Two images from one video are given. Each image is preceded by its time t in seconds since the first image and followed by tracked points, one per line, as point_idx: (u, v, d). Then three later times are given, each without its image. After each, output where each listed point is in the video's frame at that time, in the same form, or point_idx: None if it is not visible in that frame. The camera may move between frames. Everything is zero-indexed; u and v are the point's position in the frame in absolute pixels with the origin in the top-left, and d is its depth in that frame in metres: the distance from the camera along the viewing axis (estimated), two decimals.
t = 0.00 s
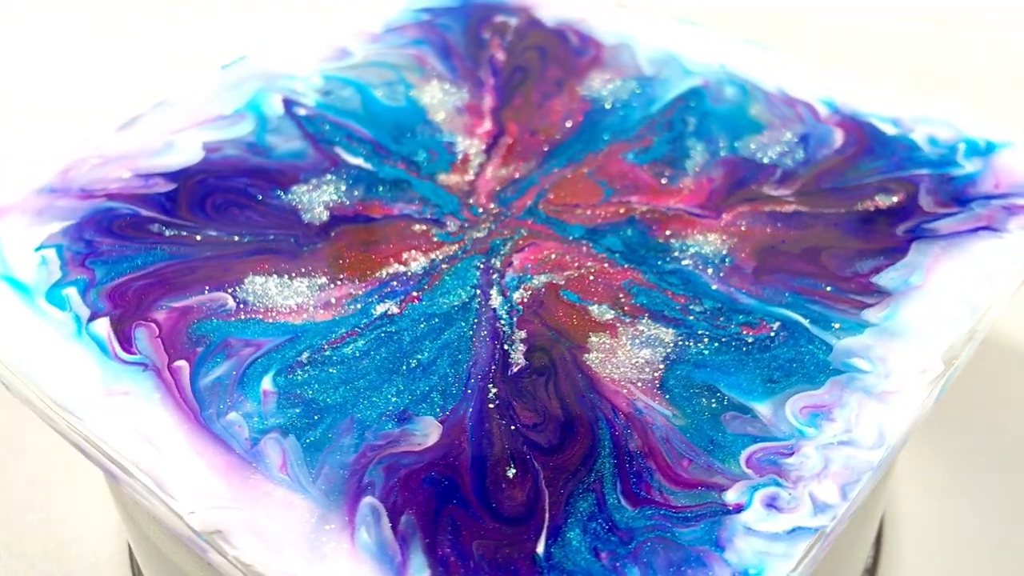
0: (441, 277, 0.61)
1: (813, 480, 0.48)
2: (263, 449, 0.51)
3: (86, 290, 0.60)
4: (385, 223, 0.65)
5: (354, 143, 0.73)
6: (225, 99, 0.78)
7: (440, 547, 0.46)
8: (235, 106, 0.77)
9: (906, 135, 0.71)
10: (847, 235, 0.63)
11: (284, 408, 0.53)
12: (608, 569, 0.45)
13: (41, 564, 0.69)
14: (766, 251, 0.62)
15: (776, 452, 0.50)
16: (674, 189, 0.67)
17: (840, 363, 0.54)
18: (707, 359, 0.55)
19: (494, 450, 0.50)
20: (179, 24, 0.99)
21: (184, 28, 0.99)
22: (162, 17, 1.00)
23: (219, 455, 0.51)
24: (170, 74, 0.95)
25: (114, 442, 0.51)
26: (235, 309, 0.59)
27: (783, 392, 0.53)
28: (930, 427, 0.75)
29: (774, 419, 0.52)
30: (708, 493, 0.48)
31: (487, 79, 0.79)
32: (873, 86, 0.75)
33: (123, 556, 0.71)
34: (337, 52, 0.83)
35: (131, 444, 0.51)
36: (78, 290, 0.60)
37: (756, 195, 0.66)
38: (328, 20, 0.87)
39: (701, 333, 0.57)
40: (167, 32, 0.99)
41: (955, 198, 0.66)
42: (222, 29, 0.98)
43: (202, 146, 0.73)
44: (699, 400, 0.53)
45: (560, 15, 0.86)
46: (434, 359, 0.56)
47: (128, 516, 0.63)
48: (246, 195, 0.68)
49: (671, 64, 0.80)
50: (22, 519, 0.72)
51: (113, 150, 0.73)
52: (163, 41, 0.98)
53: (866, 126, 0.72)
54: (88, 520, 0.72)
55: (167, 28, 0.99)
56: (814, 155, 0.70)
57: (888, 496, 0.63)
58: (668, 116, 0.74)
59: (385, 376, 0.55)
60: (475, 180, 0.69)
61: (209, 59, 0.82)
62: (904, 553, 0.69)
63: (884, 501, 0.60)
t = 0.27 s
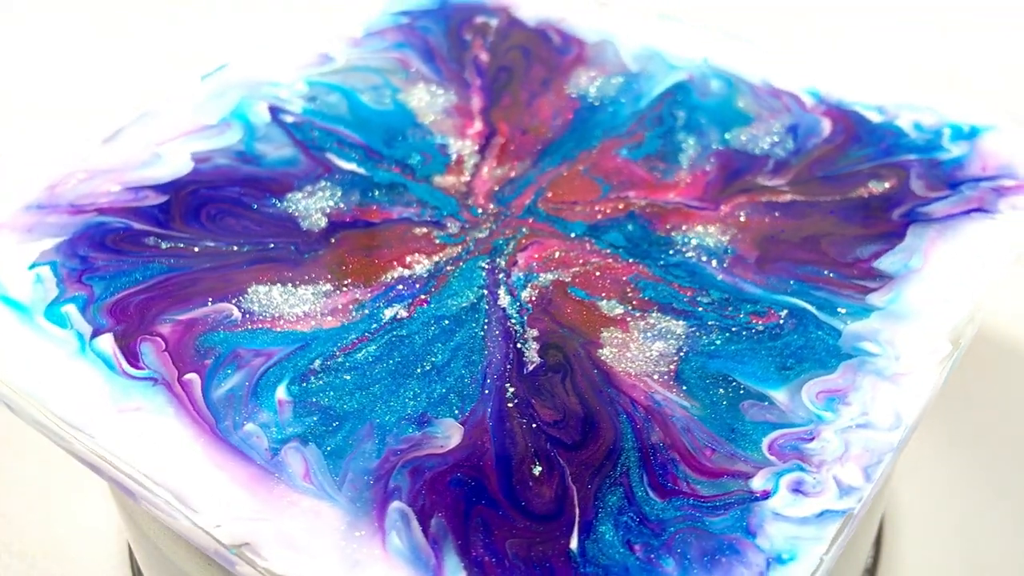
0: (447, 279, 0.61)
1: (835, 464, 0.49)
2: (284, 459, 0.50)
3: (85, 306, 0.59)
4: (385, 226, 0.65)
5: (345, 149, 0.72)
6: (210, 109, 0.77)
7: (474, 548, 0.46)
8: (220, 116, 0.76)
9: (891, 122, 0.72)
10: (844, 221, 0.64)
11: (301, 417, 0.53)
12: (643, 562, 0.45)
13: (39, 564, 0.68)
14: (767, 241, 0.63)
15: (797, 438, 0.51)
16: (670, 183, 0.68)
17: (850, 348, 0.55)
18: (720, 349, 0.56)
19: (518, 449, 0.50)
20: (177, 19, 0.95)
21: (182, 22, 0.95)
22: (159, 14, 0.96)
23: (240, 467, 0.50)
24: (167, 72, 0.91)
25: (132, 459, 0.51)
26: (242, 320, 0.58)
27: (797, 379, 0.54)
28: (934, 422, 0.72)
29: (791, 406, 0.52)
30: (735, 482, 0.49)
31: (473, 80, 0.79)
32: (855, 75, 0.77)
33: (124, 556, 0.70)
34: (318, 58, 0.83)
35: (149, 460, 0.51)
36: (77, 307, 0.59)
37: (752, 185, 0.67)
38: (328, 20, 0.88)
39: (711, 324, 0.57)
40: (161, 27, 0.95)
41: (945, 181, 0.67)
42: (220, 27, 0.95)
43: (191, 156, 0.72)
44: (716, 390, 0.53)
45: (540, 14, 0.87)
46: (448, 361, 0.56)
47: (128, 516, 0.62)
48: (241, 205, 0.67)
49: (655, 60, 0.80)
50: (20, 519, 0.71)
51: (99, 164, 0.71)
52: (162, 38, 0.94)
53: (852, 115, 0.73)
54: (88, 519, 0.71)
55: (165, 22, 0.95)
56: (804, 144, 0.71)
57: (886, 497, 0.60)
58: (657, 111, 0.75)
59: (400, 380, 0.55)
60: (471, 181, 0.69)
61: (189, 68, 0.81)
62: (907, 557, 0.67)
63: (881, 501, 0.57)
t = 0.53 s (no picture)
0: (453, 280, 0.61)
1: (857, 445, 0.50)
2: (308, 467, 0.50)
3: (88, 323, 0.58)
4: (386, 230, 0.65)
5: (337, 154, 0.72)
6: (196, 119, 0.76)
7: (508, 547, 0.46)
8: (207, 125, 0.75)
9: (876, 109, 0.74)
10: (841, 207, 0.65)
11: (320, 424, 0.52)
12: (678, 551, 0.46)
13: (39, 564, 0.67)
14: (768, 230, 0.63)
15: (817, 422, 0.51)
16: (667, 176, 0.68)
17: (860, 332, 0.56)
18: (732, 338, 0.56)
19: (542, 446, 0.51)
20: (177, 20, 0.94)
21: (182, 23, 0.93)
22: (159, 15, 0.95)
23: (264, 478, 0.50)
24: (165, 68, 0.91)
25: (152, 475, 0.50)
26: (250, 330, 0.58)
27: (811, 364, 0.54)
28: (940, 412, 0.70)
29: (807, 390, 0.53)
30: (760, 468, 0.49)
31: (459, 80, 0.79)
32: (837, 66, 0.78)
33: (124, 555, 0.69)
34: (300, 63, 0.82)
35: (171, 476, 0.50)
36: (79, 323, 0.58)
37: (747, 176, 0.68)
38: (328, 20, 0.87)
39: (721, 314, 0.58)
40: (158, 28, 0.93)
41: (934, 164, 0.68)
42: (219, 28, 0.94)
43: (180, 167, 0.71)
44: (732, 378, 0.54)
45: (520, 13, 0.87)
46: (463, 362, 0.56)
47: (127, 512, 0.62)
48: (237, 214, 0.66)
49: (638, 55, 0.81)
50: (18, 518, 0.70)
51: (86, 178, 0.70)
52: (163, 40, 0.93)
53: (838, 104, 0.74)
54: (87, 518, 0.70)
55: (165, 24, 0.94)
56: (794, 133, 0.72)
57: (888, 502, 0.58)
58: (645, 106, 0.75)
59: (417, 383, 0.54)
60: (468, 181, 0.68)
61: (169, 79, 0.80)
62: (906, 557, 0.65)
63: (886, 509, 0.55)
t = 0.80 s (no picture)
0: (460, 281, 0.61)
1: (875, 427, 0.50)
2: (331, 475, 0.50)
3: (91, 339, 0.57)
4: (387, 234, 0.64)
5: (330, 160, 0.71)
6: (182, 130, 0.75)
7: (542, 544, 0.46)
8: (193, 136, 0.74)
9: (860, 98, 0.75)
10: (835, 195, 0.66)
11: (340, 431, 0.52)
12: (710, 540, 0.46)
13: (40, 565, 0.66)
14: (767, 220, 0.64)
15: (834, 405, 0.52)
16: (662, 170, 0.69)
17: (866, 316, 0.57)
18: (742, 328, 0.57)
19: (565, 443, 0.51)
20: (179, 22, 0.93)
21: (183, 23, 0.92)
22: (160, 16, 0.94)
23: (289, 487, 0.49)
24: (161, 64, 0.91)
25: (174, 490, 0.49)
26: (259, 339, 0.57)
27: (822, 349, 0.55)
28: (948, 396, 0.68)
29: (821, 375, 0.54)
30: (783, 453, 0.50)
31: (446, 82, 0.79)
32: (818, 58, 0.79)
33: (124, 556, 0.68)
34: (282, 70, 0.81)
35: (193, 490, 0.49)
36: (83, 340, 0.57)
37: (741, 167, 0.69)
38: (307, 26, 0.86)
39: (729, 304, 0.58)
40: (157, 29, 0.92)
41: (922, 150, 0.70)
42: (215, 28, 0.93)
43: (170, 178, 0.70)
44: (747, 366, 0.55)
45: (499, 14, 0.87)
46: (478, 362, 0.55)
47: (127, 513, 0.61)
48: (234, 224, 0.65)
49: (622, 51, 0.82)
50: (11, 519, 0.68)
51: (75, 193, 0.69)
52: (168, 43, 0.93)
53: (822, 93, 0.76)
54: (87, 513, 0.69)
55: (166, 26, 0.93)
56: (782, 124, 0.73)
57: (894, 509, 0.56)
58: (634, 101, 0.76)
59: (433, 385, 0.54)
60: (464, 183, 0.68)
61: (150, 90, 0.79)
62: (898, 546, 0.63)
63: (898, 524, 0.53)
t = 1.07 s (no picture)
0: (467, 282, 0.60)
1: (893, 407, 0.51)
2: (359, 482, 0.49)
3: (98, 357, 0.56)
4: (388, 238, 0.64)
5: (322, 166, 0.70)
6: (167, 142, 0.74)
7: (578, 539, 0.46)
8: (180, 147, 0.73)
9: (843, 85, 0.76)
10: (829, 182, 0.67)
11: (362, 437, 0.52)
12: (744, 526, 0.46)
13: (39, 565, 0.70)
14: (765, 209, 0.65)
15: (850, 388, 0.53)
16: (656, 164, 0.69)
17: (872, 299, 0.58)
18: (752, 316, 0.57)
19: (590, 438, 0.51)
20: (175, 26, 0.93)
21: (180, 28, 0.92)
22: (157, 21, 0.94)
23: (317, 496, 0.49)
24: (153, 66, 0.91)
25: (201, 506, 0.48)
26: (270, 350, 0.57)
27: (833, 334, 0.56)
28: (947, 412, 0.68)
29: (834, 359, 0.55)
30: (806, 438, 0.50)
31: (431, 84, 0.78)
32: (797, 47, 0.81)
33: (123, 556, 0.72)
34: (264, 78, 0.80)
35: (219, 504, 0.49)
36: (89, 359, 0.56)
37: (734, 159, 0.69)
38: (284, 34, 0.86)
39: (736, 293, 0.59)
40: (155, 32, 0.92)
41: (908, 134, 0.71)
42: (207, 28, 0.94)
43: (161, 191, 0.69)
44: (761, 353, 0.55)
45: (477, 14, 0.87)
46: (494, 362, 0.55)
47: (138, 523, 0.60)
48: (232, 234, 0.65)
49: (604, 47, 0.82)
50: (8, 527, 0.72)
51: (63, 210, 0.67)
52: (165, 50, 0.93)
53: (805, 83, 0.77)
54: (85, 514, 0.73)
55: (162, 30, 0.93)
56: (769, 114, 0.74)
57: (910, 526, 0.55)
58: (621, 97, 0.76)
59: (452, 387, 0.54)
60: (461, 184, 0.68)
61: (130, 103, 0.78)
62: None
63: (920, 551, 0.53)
